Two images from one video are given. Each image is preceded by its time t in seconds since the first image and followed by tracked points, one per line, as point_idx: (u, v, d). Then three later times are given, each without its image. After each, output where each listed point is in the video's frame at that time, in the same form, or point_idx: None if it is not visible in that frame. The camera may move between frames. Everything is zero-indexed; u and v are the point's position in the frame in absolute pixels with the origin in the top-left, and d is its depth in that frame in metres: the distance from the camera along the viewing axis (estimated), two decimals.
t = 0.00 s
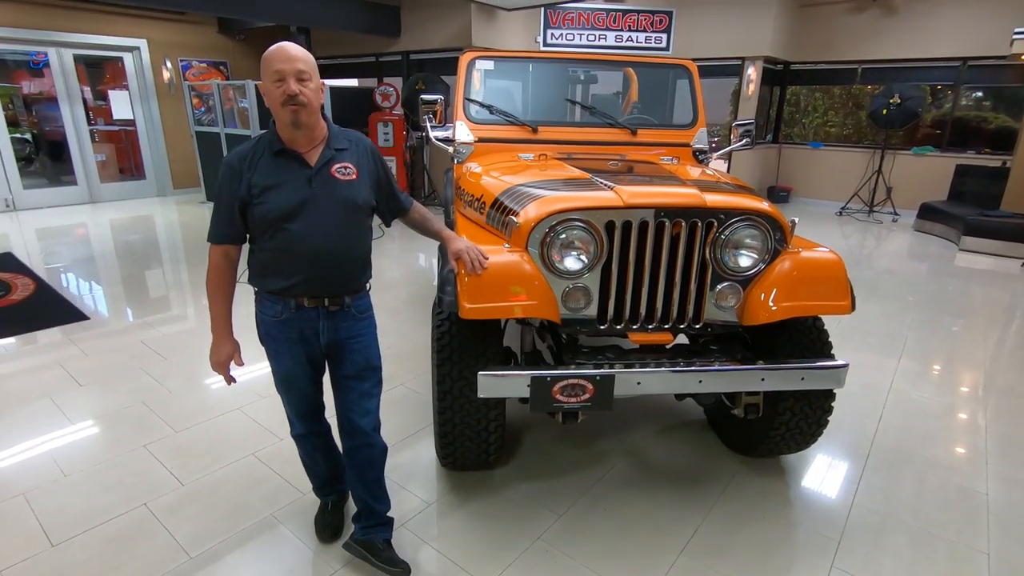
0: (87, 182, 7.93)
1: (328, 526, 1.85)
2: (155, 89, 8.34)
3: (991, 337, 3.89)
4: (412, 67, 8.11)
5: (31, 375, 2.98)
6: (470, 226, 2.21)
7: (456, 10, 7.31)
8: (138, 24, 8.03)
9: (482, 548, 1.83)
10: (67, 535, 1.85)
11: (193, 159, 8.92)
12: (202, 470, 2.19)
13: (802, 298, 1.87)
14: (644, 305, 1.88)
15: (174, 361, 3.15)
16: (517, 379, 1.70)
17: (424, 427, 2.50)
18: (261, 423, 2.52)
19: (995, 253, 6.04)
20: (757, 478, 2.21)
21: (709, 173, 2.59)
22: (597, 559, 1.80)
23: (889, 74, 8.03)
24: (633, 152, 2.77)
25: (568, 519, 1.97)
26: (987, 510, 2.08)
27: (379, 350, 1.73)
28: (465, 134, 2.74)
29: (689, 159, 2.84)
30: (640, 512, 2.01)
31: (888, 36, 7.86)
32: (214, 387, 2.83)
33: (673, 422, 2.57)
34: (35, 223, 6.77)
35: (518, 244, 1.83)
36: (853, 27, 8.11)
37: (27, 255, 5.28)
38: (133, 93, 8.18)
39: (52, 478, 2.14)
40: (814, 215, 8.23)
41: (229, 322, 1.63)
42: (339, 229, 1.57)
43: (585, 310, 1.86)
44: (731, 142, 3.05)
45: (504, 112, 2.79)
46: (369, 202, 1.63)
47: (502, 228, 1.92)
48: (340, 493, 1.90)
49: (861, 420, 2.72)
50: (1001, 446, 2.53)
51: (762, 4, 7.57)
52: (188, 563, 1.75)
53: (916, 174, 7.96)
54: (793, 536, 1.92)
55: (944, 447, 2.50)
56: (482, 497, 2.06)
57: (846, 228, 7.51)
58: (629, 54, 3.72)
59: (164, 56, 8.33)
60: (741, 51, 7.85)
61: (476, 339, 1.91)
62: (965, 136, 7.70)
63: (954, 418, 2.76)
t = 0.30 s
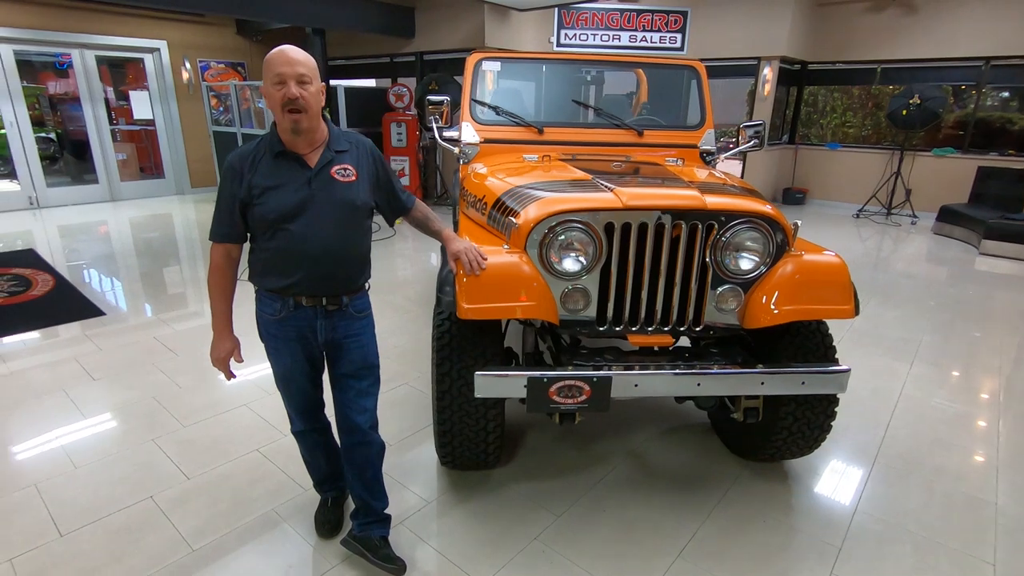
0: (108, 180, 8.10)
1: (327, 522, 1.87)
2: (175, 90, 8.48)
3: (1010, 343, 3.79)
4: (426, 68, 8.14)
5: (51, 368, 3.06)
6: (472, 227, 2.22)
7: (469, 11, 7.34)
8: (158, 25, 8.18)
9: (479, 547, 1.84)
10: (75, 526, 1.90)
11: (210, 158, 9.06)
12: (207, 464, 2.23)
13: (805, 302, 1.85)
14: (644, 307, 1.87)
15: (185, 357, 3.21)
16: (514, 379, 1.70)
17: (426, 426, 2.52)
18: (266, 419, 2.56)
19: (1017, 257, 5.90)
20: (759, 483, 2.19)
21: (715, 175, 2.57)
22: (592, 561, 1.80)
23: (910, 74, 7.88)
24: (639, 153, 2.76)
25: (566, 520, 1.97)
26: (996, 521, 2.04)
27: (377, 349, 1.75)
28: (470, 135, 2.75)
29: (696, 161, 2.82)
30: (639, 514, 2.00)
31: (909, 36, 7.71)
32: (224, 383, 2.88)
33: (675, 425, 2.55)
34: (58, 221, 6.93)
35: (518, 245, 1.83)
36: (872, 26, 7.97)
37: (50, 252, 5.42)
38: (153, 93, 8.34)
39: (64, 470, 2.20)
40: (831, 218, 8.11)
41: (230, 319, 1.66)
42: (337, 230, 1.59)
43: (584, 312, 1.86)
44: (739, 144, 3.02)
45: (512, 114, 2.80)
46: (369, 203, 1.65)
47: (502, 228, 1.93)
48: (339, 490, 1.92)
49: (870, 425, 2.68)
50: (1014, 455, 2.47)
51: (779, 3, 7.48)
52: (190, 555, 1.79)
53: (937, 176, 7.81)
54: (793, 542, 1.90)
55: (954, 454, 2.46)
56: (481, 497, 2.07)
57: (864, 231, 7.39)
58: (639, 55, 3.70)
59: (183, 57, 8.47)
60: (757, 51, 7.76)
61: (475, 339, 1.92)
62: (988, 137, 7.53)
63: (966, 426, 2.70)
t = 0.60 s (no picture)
0: (126, 179, 8.24)
1: (326, 519, 1.89)
2: (191, 90, 8.60)
3: None
4: (438, 68, 8.16)
5: (65, 363, 3.13)
6: (475, 227, 2.22)
7: (482, 11, 7.34)
8: (176, 27, 8.30)
9: (477, 548, 1.84)
10: (81, 518, 1.93)
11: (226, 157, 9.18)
12: (212, 460, 2.26)
13: (808, 306, 1.83)
14: (644, 309, 1.86)
15: (195, 354, 3.26)
16: (511, 380, 1.70)
17: (428, 425, 2.52)
18: (271, 416, 2.59)
19: None
20: (761, 488, 2.17)
21: (722, 176, 2.55)
22: (589, 563, 1.79)
23: (929, 74, 7.73)
24: (645, 154, 2.75)
25: (565, 522, 1.96)
26: (1005, 531, 2.00)
27: (376, 349, 1.76)
28: (476, 135, 2.75)
29: (703, 162, 2.80)
30: (638, 517, 1.99)
31: (929, 35, 7.57)
32: (231, 379, 2.92)
33: (679, 428, 2.53)
34: (77, 218, 7.08)
35: (517, 246, 1.83)
36: (891, 25, 7.83)
37: (69, 249, 5.53)
38: (170, 93, 8.47)
39: (73, 463, 2.24)
40: (847, 219, 8.00)
41: (230, 316, 1.68)
42: (336, 230, 1.60)
43: (584, 313, 1.86)
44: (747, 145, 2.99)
45: (519, 115, 2.80)
46: (368, 203, 1.66)
47: (502, 228, 1.93)
48: (339, 488, 1.94)
49: (879, 430, 2.64)
50: None
51: (795, 2, 7.39)
52: (191, 550, 1.81)
53: (955, 178, 7.68)
54: (795, 549, 1.88)
55: (966, 462, 2.40)
56: (480, 497, 2.08)
57: (880, 233, 7.28)
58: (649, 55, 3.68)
59: (200, 58, 8.59)
60: (772, 51, 7.67)
61: (475, 340, 1.92)
62: (1010, 138, 7.37)
63: (979, 433, 2.64)
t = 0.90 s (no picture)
0: (143, 177, 8.37)
1: (325, 518, 1.89)
2: (208, 89, 8.71)
3: None
4: (451, 67, 8.16)
5: (80, 358, 3.18)
6: (478, 227, 2.21)
7: (495, 10, 7.33)
8: (194, 27, 8.41)
9: (475, 549, 1.83)
10: (85, 512, 1.96)
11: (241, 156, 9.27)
12: (216, 456, 2.28)
13: (814, 310, 1.79)
14: (646, 311, 1.83)
15: (203, 350, 3.29)
16: (510, 382, 1.69)
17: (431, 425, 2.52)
18: (275, 414, 2.60)
19: None
20: (765, 495, 2.13)
21: (731, 177, 2.51)
22: (587, 568, 1.77)
23: (951, 74, 7.56)
24: (653, 154, 2.71)
25: (564, 525, 1.95)
26: (1018, 544, 1.94)
27: (376, 348, 1.76)
28: (482, 134, 2.74)
29: (712, 163, 2.76)
30: (639, 522, 1.97)
31: (951, 33, 7.40)
32: (239, 376, 2.95)
33: (684, 432, 2.50)
34: (96, 215, 7.20)
35: (518, 246, 1.82)
36: (913, 23, 7.67)
37: (87, 245, 5.64)
38: (187, 93, 8.58)
39: (81, 457, 2.27)
40: (864, 221, 7.86)
41: (230, 314, 1.69)
42: (335, 228, 1.60)
43: (585, 314, 1.83)
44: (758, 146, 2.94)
45: (528, 114, 2.79)
46: (369, 202, 1.66)
47: (503, 228, 1.92)
48: (338, 487, 1.94)
49: (890, 437, 2.58)
50: None
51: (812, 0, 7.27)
52: (191, 545, 1.83)
53: (978, 180, 7.53)
54: (798, 558, 1.84)
55: (980, 472, 2.34)
56: (479, 498, 2.06)
57: (898, 235, 7.14)
58: (661, 54, 3.65)
59: (217, 58, 8.69)
60: (790, 50, 7.55)
61: (475, 340, 1.91)
62: None
63: (996, 442, 2.57)
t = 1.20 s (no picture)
0: (161, 176, 8.49)
1: (324, 519, 1.89)
2: (224, 89, 8.80)
3: None
4: (465, 67, 8.16)
5: (92, 355, 3.23)
6: (482, 228, 2.20)
7: (509, 10, 7.32)
8: (211, 28, 8.50)
9: (473, 553, 1.82)
10: (89, 509, 1.98)
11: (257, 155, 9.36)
12: (219, 455, 2.30)
13: (822, 316, 1.75)
14: (649, 315, 1.80)
15: (212, 348, 3.32)
16: (509, 386, 1.67)
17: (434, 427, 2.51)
18: (279, 414, 2.61)
19: None
20: (771, 504, 2.09)
21: (740, 180, 2.47)
22: None
23: (975, 73, 7.37)
24: (660, 156, 2.68)
25: (564, 530, 1.93)
26: None
27: (376, 350, 1.75)
28: (488, 135, 2.73)
29: (721, 164, 2.71)
30: (641, 529, 1.94)
31: (975, 31, 7.21)
32: (247, 375, 2.97)
33: (690, 438, 2.46)
34: (114, 214, 7.32)
35: (519, 249, 1.80)
36: (936, 21, 7.50)
37: (106, 243, 5.73)
38: (204, 93, 8.69)
39: (88, 454, 2.30)
40: (883, 224, 7.71)
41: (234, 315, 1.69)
42: (335, 230, 1.60)
43: (586, 318, 1.80)
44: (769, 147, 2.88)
45: (536, 115, 2.77)
46: (369, 203, 1.65)
47: (505, 230, 1.90)
48: (338, 488, 1.94)
49: (903, 445, 2.51)
50: None
51: None
52: (191, 544, 1.84)
53: (1001, 183, 7.35)
54: (803, 570, 1.79)
55: (997, 484, 2.27)
56: (479, 501, 2.05)
57: (918, 238, 7.00)
58: (675, 54, 3.60)
59: (234, 58, 8.78)
60: (807, 49, 7.43)
61: (476, 342, 1.90)
62: None
63: (1014, 453, 2.49)
